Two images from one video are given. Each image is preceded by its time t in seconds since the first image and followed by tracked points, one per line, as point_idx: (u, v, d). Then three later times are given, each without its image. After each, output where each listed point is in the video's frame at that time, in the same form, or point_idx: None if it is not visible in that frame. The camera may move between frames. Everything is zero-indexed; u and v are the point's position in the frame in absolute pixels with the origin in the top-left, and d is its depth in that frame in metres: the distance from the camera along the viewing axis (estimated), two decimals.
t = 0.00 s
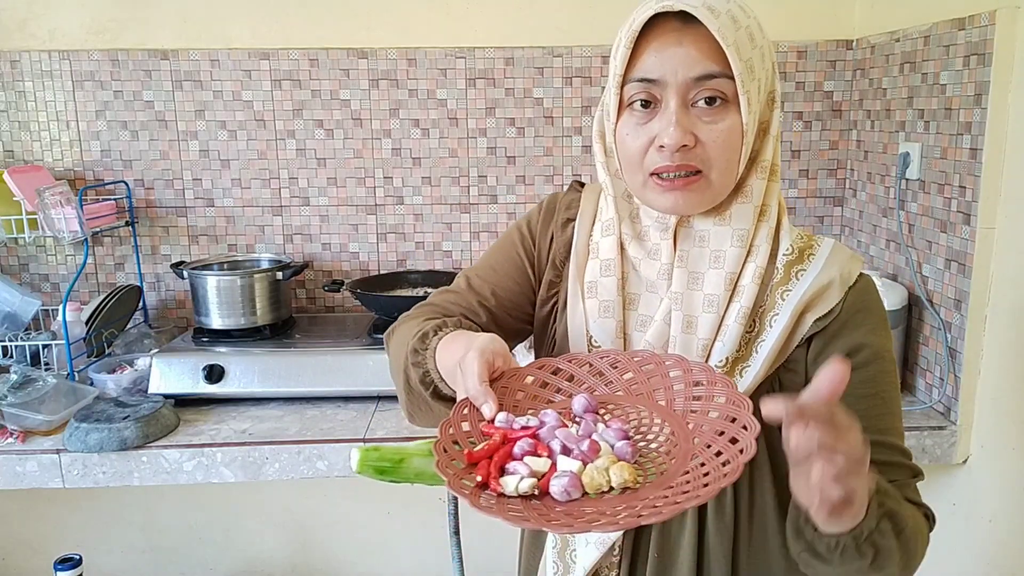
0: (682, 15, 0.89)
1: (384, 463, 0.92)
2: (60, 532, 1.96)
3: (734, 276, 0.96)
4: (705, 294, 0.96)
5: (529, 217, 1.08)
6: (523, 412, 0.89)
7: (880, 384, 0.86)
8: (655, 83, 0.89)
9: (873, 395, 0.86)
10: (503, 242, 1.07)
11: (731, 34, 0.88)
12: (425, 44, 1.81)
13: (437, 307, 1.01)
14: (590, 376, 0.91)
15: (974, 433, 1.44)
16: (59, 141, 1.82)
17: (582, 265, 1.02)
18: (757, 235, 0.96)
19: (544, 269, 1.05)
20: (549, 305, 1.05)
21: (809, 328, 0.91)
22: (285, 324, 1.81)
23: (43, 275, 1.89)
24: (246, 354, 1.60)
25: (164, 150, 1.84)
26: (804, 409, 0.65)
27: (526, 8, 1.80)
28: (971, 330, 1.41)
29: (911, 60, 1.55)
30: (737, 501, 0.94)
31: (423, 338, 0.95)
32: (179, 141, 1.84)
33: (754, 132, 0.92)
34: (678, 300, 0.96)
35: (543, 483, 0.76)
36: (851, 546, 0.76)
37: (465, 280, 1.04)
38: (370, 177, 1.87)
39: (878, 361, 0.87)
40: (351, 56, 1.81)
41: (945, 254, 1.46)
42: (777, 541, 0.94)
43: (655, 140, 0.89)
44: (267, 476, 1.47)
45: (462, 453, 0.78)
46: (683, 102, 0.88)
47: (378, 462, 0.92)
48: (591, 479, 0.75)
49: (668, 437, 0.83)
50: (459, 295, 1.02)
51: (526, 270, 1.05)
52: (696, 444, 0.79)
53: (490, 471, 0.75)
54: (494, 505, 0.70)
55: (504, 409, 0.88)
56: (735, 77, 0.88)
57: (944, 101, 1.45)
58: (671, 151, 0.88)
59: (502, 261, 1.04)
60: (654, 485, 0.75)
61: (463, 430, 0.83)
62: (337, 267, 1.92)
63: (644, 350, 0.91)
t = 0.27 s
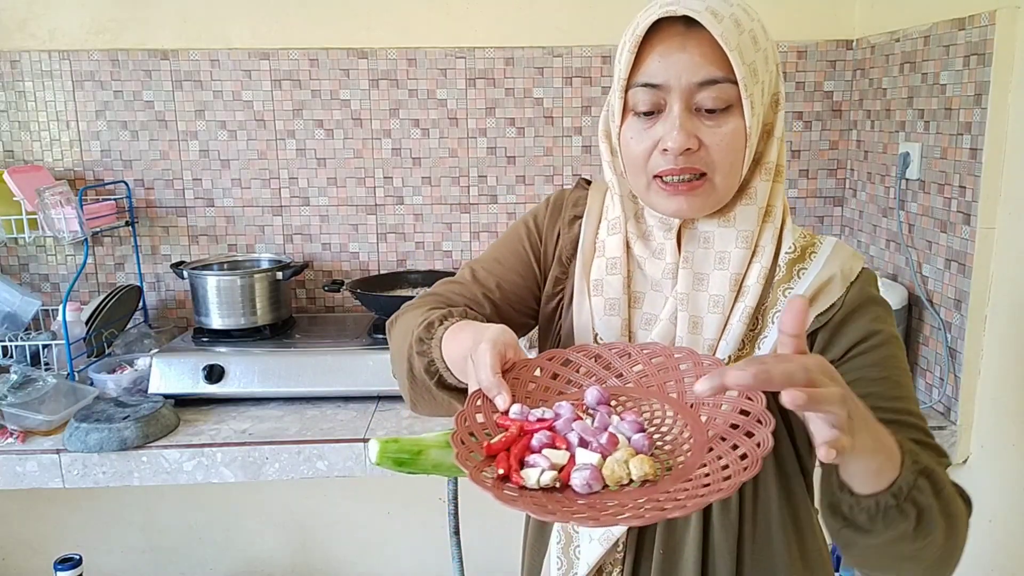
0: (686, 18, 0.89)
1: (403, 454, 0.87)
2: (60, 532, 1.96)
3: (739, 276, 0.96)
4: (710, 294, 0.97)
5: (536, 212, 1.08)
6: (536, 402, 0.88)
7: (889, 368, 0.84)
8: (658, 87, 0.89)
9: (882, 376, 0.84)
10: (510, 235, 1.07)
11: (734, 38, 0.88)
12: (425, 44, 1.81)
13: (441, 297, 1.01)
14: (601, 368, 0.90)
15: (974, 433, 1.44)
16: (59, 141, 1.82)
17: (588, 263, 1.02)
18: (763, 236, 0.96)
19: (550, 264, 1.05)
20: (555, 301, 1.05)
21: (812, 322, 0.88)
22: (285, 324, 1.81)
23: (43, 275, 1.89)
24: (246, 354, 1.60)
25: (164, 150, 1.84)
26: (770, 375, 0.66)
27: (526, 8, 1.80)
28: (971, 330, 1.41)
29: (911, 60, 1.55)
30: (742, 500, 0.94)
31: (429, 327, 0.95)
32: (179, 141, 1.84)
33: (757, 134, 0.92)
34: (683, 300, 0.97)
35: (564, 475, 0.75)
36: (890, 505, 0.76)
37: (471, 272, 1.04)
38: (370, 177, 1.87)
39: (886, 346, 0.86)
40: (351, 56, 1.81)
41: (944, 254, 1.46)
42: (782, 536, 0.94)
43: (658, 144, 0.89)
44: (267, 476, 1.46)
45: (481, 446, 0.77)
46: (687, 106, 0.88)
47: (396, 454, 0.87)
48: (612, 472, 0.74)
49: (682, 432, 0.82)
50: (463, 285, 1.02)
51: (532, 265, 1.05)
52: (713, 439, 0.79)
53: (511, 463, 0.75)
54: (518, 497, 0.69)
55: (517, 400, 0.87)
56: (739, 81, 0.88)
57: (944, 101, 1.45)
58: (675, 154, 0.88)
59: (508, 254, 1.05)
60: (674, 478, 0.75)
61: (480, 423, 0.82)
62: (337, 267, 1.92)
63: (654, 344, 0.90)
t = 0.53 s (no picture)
0: (690, 19, 0.89)
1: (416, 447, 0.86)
2: (60, 532, 1.96)
3: (744, 274, 0.96)
4: (715, 291, 0.96)
5: (541, 206, 1.08)
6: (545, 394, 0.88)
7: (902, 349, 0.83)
8: (663, 87, 0.89)
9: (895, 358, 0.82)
10: (514, 228, 1.07)
11: (738, 39, 0.88)
12: (425, 44, 1.81)
13: (444, 288, 1.00)
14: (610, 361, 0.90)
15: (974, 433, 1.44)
16: (59, 141, 1.82)
17: (592, 260, 1.02)
18: (768, 233, 0.97)
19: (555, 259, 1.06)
20: (558, 296, 1.05)
21: (815, 316, 0.89)
22: (285, 324, 1.81)
23: (43, 275, 1.89)
24: (246, 354, 1.60)
25: (164, 150, 1.84)
26: (742, 388, 0.62)
27: (526, 8, 1.79)
28: (971, 330, 1.41)
29: (911, 60, 1.55)
30: (747, 495, 0.94)
31: (432, 317, 0.95)
32: (179, 141, 1.84)
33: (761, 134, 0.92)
34: (687, 297, 0.96)
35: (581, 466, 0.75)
36: (925, 484, 0.75)
37: (474, 263, 1.03)
38: (370, 177, 1.87)
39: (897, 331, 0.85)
40: (351, 56, 1.81)
41: (945, 254, 1.46)
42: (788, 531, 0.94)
43: (662, 143, 0.89)
44: (267, 476, 1.47)
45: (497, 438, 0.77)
46: (691, 106, 0.88)
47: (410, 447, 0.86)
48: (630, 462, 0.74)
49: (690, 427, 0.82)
50: (467, 277, 1.02)
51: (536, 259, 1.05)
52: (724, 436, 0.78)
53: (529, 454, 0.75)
54: (538, 487, 0.69)
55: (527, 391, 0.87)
56: (743, 81, 0.88)
57: (943, 101, 1.45)
58: (679, 153, 0.88)
59: (512, 248, 1.04)
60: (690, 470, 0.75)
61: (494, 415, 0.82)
62: (337, 267, 1.92)
63: (661, 337, 0.90)
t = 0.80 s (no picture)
0: (704, 16, 0.89)
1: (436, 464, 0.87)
2: (60, 532, 1.96)
3: (765, 276, 0.96)
4: (737, 294, 0.96)
5: (551, 219, 1.08)
6: (562, 417, 0.88)
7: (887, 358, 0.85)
8: (680, 84, 0.89)
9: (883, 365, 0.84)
10: (525, 244, 1.08)
11: (753, 35, 0.88)
12: (425, 44, 1.81)
13: (459, 307, 1.02)
14: (622, 383, 0.91)
15: (974, 433, 1.44)
16: (59, 141, 1.82)
17: (609, 269, 1.02)
18: (787, 234, 0.96)
19: (567, 271, 1.06)
20: (574, 306, 1.05)
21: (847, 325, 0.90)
22: (285, 324, 1.81)
23: (43, 275, 1.89)
24: (246, 354, 1.60)
25: (164, 150, 1.84)
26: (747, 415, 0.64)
27: (526, 8, 1.80)
28: (971, 330, 1.41)
29: (911, 60, 1.55)
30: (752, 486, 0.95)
31: (450, 338, 0.95)
32: (179, 141, 1.84)
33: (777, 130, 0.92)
34: (709, 300, 0.96)
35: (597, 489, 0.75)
36: (841, 493, 0.84)
37: (488, 280, 1.05)
38: (370, 177, 1.87)
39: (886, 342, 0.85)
40: (351, 56, 1.81)
41: (945, 254, 1.46)
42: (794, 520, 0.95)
43: (680, 139, 0.89)
44: (267, 476, 1.47)
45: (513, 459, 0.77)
46: (708, 102, 0.88)
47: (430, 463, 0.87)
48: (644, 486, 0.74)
49: (706, 447, 0.82)
50: (479, 295, 1.03)
51: (548, 272, 1.05)
52: (737, 456, 0.78)
53: (545, 477, 0.75)
54: (555, 510, 0.69)
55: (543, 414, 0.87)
56: (759, 76, 0.88)
57: (943, 101, 1.45)
58: (697, 149, 0.88)
59: (525, 262, 1.05)
60: (705, 491, 0.75)
61: (510, 437, 0.82)
62: (337, 267, 1.92)
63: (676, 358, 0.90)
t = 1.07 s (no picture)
0: (704, 18, 0.89)
1: (436, 460, 0.88)
2: (60, 532, 1.96)
3: (765, 275, 0.96)
4: (737, 294, 0.96)
5: (552, 219, 1.08)
6: (563, 416, 0.88)
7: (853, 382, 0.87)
8: (679, 85, 0.90)
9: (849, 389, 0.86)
10: (525, 244, 1.08)
11: (753, 36, 0.88)
12: (425, 44, 1.81)
13: (459, 307, 1.02)
14: (623, 383, 0.91)
15: (974, 433, 1.44)
16: (59, 141, 1.82)
17: (610, 269, 1.02)
18: (787, 234, 0.96)
19: (568, 272, 1.06)
20: (574, 306, 1.05)
21: (846, 326, 0.90)
22: (285, 324, 1.81)
23: (43, 275, 1.89)
24: (246, 354, 1.60)
25: (164, 150, 1.84)
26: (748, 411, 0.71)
27: (526, 8, 1.80)
28: (971, 330, 1.41)
29: (911, 60, 1.55)
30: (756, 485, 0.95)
31: (451, 338, 0.95)
32: (179, 141, 1.84)
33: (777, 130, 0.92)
34: (710, 300, 0.96)
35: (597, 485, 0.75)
36: (828, 521, 0.84)
37: (489, 280, 1.05)
38: (370, 177, 1.87)
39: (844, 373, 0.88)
40: (351, 56, 1.81)
41: (944, 254, 1.46)
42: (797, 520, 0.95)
43: (680, 141, 0.89)
44: (267, 476, 1.46)
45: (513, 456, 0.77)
46: (707, 103, 0.88)
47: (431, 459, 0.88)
48: (645, 482, 0.74)
49: (707, 444, 0.82)
50: (480, 296, 1.03)
51: (548, 273, 1.05)
52: (738, 454, 0.78)
53: (546, 473, 0.75)
54: (556, 505, 0.69)
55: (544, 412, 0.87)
56: (758, 77, 0.88)
57: (944, 101, 1.45)
58: (697, 151, 0.88)
59: (525, 262, 1.06)
60: (705, 487, 0.75)
61: (510, 434, 0.82)
62: (337, 267, 1.92)
63: (675, 360, 0.90)
